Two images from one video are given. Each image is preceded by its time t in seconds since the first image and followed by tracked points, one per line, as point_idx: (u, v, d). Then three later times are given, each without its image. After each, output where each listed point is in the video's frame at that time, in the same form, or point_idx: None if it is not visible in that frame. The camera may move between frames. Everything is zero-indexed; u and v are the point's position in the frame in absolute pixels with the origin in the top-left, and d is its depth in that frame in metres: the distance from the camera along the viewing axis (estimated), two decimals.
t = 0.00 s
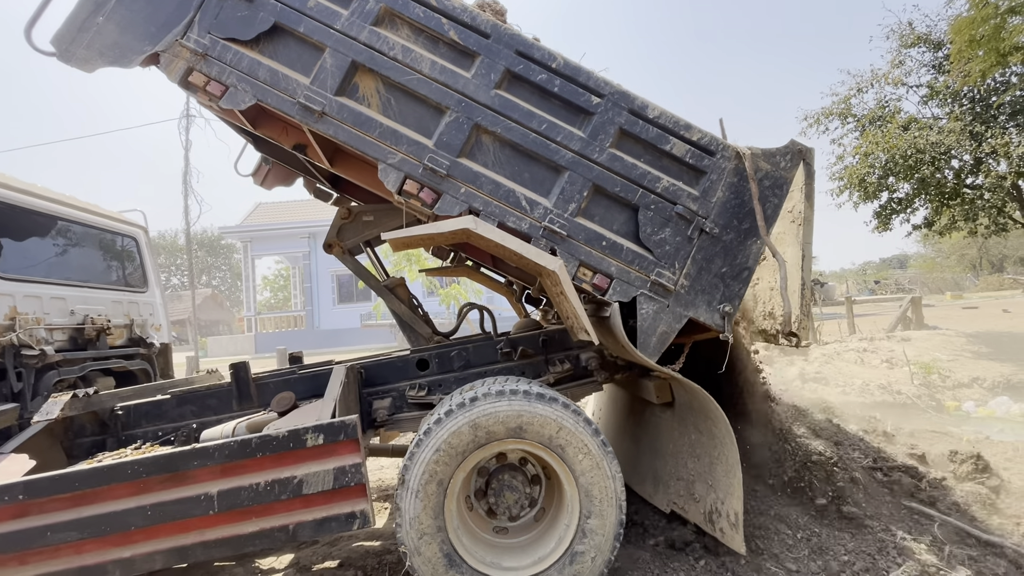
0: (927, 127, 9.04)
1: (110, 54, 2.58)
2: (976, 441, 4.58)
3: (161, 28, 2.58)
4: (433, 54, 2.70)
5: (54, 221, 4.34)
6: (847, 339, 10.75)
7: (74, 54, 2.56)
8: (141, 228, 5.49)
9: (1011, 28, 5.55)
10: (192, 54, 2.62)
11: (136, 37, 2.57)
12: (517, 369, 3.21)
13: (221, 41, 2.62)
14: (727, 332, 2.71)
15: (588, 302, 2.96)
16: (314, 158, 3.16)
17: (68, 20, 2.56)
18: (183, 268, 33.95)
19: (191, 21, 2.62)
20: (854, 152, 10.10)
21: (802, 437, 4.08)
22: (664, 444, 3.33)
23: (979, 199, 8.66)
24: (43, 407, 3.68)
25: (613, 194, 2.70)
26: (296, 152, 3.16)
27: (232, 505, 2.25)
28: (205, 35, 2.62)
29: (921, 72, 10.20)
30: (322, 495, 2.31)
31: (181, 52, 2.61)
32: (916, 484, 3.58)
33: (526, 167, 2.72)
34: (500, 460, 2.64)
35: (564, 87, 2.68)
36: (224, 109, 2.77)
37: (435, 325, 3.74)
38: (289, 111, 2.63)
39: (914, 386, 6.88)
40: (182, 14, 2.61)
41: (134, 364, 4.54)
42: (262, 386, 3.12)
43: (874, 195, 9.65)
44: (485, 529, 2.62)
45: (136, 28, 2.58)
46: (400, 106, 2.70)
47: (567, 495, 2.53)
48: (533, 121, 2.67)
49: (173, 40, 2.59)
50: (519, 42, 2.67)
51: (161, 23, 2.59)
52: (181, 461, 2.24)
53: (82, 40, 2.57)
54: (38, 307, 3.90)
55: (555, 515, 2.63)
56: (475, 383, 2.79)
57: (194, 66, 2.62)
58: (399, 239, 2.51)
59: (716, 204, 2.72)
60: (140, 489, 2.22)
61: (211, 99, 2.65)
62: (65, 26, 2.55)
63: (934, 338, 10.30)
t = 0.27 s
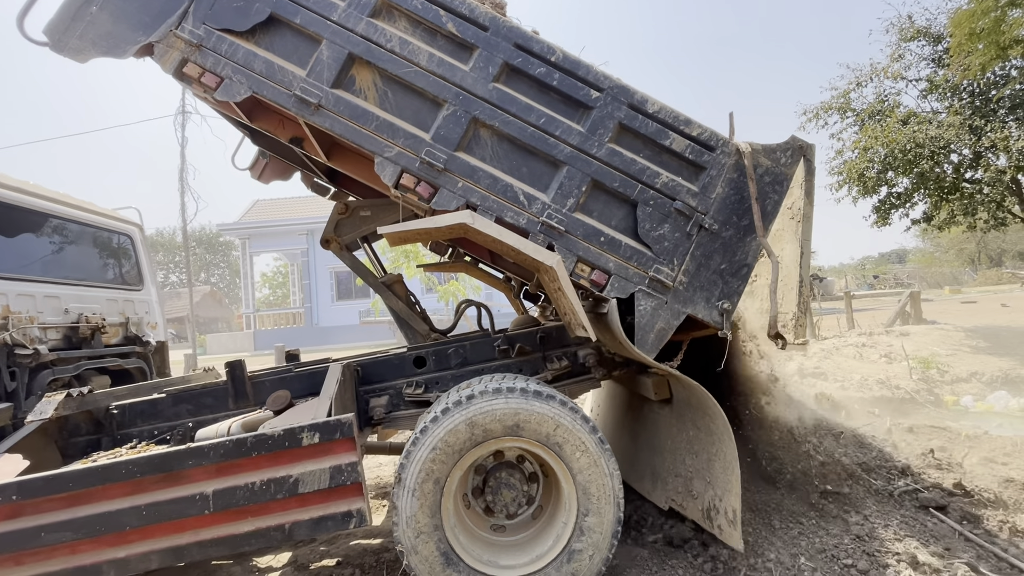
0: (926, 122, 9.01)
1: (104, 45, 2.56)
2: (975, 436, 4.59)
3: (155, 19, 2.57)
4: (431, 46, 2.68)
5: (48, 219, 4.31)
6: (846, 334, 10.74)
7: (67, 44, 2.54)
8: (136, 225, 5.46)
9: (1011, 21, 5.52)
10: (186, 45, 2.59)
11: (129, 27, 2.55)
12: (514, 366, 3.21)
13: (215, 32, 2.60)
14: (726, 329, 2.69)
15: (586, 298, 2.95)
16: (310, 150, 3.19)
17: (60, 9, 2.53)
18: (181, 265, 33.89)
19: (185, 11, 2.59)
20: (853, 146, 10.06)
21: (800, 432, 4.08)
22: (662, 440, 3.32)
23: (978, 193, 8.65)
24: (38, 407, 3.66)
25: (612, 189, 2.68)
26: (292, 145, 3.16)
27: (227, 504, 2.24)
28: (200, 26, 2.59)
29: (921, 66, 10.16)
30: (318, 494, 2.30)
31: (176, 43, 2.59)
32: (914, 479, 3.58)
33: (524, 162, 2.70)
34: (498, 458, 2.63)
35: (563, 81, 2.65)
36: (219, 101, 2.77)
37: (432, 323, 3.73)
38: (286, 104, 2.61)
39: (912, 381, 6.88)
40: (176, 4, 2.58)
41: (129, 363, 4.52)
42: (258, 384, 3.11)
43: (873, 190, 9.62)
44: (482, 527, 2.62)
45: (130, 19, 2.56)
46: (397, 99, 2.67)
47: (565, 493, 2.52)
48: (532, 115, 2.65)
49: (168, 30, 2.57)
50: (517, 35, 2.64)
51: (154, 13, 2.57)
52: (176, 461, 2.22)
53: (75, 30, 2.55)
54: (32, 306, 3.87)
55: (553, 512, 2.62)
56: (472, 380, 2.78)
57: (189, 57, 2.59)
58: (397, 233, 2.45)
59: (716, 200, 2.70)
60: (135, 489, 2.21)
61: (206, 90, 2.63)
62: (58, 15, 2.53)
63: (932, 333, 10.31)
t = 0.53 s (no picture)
0: (926, 116, 8.97)
1: (99, 35, 2.52)
2: (975, 432, 4.57)
3: (151, 9, 2.54)
4: (431, 39, 2.65)
5: (42, 218, 4.28)
6: (845, 329, 10.73)
7: (62, 33, 2.50)
8: (131, 224, 5.43)
9: (1012, 15, 5.49)
10: (183, 36, 2.56)
11: (125, 17, 2.52)
12: (514, 364, 3.19)
13: (212, 23, 2.57)
14: (727, 328, 2.67)
15: (586, 296, 2.92)
16: (308, 145, 3.15)
17: None
18: (180, 263, 33.83)
19: (181, 2, 2.57)
20: (853, 141, 10.02)
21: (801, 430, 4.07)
22: (662, 439, 3.30)
23: (978, 187, 8.62)
24: (33, 407, 3.63)
25: (613, 186, 2.65)
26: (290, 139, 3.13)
27: (224, 506, 2.22)
28: (197, 16, 2.57)
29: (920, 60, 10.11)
30: (316, 496, 2.28)
31: (172, 34, 2.56)
32: (915, 475, 3.57)
33: (525, 157, 2.67)
34: (497, 458, 2.61)
35: (565, 75, 2.62)
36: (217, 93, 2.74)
37: (431, 321, 3.71)
38: (283, 96, 2.58)
39: (912, 376, 6.87)
40: None
41: (125, 362, 4.50)
42: (255, 384, 3.09)
43: (873, 185, 9.59)
44: (482, 528, 2.60)
45: (126, 9, 2.52)
46: (396, 92, 2.64)
47: (565, 493, 2.50)
48: (533, 110, 2.62)
49: (164, 21, 2.54)
50: (519, 29, 2.61)
51: (151, 3, 2.54)
52: (172, 463, 2.20)
53: (69, 19, 2.51)
54: (27, 306, 3.84)
55: (553, 512, 2.60)
56: (471, 379, 2.75)
57: (185, 49, 2.56)
58: (394, 227, 2.43)
59: (718, 197, 2.67)
60: (130, 491, 2.18)
61: (202, 82, 2.60)
62: (53, 4, 2.49)
63: (932, 328, 10.29)
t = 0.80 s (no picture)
0: (925, 113, 8.97)
1: (99, 27, 2.53)
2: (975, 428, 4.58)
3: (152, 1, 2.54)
4: (433, 34, 2.64)
5: (39, 217, 4.26)
6: (844, 327, 10.73)
7: (62, 25, 2.50)
8: (130, 223, 5.42)
9: (1010, 12, 5.49)
10: (183, 29, 2.56)
11: (126, 9, 2.53)
12: (514, 362, 3.18)
13: (213, 16, 2.57)
14: (727, 325, 2.66)
15: (586, 292, 2.92)
16: (309, 139, 3.15)
17: None
18: (178, 264, 33.78)
19: None
20: (852, 139, 10.02)
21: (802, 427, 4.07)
22: (662, 436, 3.30)
23: (976, 184, 8.63)
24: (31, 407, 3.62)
25: (614, 182, 2.64)
26: (290, 133, 3.13)
27: (224, 505, 2.21)
28: (197, 9, 2.56)
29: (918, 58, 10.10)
30: (316, 494, 2.27)
31: (173, 26, 2.56)
32: (915, 472, 3.57)
33: (526, 153, 2.66)
34: (497, 456, 2.61)
35: (567, 71, 2.61)
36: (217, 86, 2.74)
37: (431, 319, 3.70)
38: (284, 90, 2.57)
39: (912, 373, 6.87)
40: None
41: (124, 362, 4.48)
42: (254, 383, 3.07)
43: (871, 182, 9.59)
44: (482, 525, 2.59)
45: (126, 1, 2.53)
46: (397, 87, 2.64)
47: (566, 491, 2.49)
48: (534, 105, 2.61)
49: (164, 13, 2.54)
50: (521, 24, 2.60)
51: None
52: (170, 462, 2.19)
53: (69, 11, 2.50)
54: (24, 305, 3.82)
55: (553, 510, 2.59)
56: (470, 377, 2.74)
57: (186, 41, 2.56)
58: (394, 221, 2.43)
59: (719, 194, 2.66)
60: (129, 490, 2.17)
61: (203, 75, 2.59)
62: None
63: (931, 325, 10.30)
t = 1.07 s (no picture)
0: (921, 115, 9.00)
1: (102, 24, 2.51)
2: (973, 428, 4.59)
3: None
4: (435, 35, 2.64)
5: (37, 219, 4.26)
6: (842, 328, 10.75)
7: (64, 21, 2.48)
8: (128, 226, 5.41)
9: (1005, 14, 5.51)
10: (186, 27, 2.56)
11: (129, 6, 2.51)
12: (513, 364, 3.18)
13: (216, 14, 2.57)
14: (726, 327, 2.66)
15: (585, 293, 2.92)
16: (309, 138, 3.17)
17: None
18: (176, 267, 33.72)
19: None
20: (849, 140, 10.05)
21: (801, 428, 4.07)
22: (662, 437, 3.30)
23: (973, 186, 8.66)
24: (29, 410, 3.61)
25: (614, 183, 2.65)
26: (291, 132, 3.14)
27: (222, 508, 2.20)
28: (200, 7, 2.56)
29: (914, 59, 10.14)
30: (315, 497, 2.27)
31: (175, 24, 2.55)
32: (914, 472, 3.57)
33: (526, 153, 2.66)
34: (497, 458, 2.60)
35: (568, 73, 2.61)
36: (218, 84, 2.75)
37: (430, 321, 3.69)
38: (285, 88, 2.57)
39: (910, 374, 6.89)
40: None
41: (122, 365, 4.47)
42: (253, 386, 3.07)
43: (868, 183, 9.62)
44: (482, 527, 2.59)
45: None
46: (399, 87, 2.64)
47: (566, 492, 2.49)
48: (535, 106, 2.61)
49: (167, 11, 2.54)
50: (522, 26, 2.61)
51: None
52: (169, 465, 2.18)
53: (72, 7, 2.48)
54: (22, 308, 3.81)
55: (553, 511, 2.59)
56: (470, 379, 2.74)
57: (188, 39, 2.56)
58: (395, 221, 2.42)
59: (719, 196, 2.67)
60: (127, 494, 2.16)
61: (205, 73, 2.60)
62: None
63: (928, 326, 10.33)
